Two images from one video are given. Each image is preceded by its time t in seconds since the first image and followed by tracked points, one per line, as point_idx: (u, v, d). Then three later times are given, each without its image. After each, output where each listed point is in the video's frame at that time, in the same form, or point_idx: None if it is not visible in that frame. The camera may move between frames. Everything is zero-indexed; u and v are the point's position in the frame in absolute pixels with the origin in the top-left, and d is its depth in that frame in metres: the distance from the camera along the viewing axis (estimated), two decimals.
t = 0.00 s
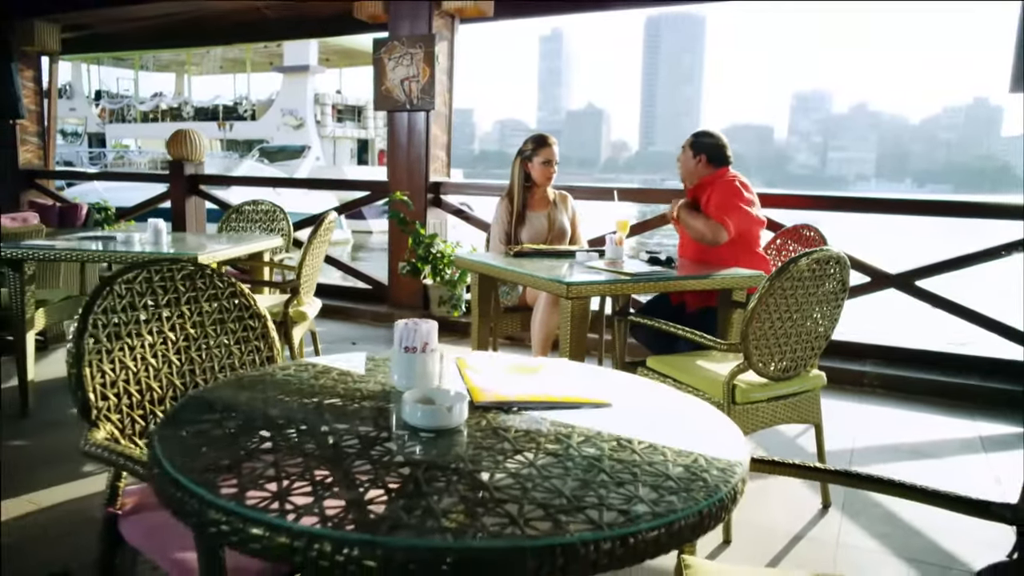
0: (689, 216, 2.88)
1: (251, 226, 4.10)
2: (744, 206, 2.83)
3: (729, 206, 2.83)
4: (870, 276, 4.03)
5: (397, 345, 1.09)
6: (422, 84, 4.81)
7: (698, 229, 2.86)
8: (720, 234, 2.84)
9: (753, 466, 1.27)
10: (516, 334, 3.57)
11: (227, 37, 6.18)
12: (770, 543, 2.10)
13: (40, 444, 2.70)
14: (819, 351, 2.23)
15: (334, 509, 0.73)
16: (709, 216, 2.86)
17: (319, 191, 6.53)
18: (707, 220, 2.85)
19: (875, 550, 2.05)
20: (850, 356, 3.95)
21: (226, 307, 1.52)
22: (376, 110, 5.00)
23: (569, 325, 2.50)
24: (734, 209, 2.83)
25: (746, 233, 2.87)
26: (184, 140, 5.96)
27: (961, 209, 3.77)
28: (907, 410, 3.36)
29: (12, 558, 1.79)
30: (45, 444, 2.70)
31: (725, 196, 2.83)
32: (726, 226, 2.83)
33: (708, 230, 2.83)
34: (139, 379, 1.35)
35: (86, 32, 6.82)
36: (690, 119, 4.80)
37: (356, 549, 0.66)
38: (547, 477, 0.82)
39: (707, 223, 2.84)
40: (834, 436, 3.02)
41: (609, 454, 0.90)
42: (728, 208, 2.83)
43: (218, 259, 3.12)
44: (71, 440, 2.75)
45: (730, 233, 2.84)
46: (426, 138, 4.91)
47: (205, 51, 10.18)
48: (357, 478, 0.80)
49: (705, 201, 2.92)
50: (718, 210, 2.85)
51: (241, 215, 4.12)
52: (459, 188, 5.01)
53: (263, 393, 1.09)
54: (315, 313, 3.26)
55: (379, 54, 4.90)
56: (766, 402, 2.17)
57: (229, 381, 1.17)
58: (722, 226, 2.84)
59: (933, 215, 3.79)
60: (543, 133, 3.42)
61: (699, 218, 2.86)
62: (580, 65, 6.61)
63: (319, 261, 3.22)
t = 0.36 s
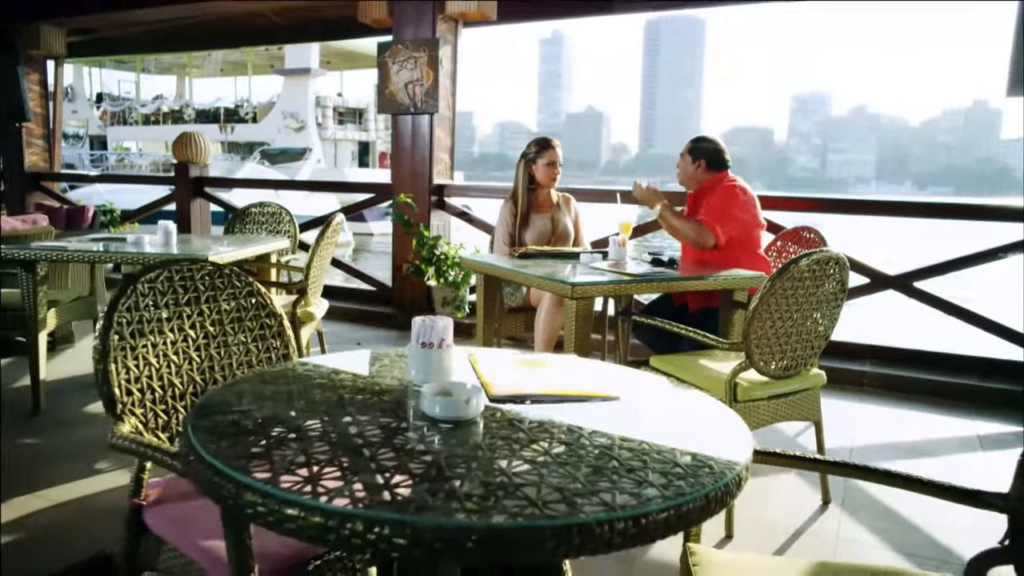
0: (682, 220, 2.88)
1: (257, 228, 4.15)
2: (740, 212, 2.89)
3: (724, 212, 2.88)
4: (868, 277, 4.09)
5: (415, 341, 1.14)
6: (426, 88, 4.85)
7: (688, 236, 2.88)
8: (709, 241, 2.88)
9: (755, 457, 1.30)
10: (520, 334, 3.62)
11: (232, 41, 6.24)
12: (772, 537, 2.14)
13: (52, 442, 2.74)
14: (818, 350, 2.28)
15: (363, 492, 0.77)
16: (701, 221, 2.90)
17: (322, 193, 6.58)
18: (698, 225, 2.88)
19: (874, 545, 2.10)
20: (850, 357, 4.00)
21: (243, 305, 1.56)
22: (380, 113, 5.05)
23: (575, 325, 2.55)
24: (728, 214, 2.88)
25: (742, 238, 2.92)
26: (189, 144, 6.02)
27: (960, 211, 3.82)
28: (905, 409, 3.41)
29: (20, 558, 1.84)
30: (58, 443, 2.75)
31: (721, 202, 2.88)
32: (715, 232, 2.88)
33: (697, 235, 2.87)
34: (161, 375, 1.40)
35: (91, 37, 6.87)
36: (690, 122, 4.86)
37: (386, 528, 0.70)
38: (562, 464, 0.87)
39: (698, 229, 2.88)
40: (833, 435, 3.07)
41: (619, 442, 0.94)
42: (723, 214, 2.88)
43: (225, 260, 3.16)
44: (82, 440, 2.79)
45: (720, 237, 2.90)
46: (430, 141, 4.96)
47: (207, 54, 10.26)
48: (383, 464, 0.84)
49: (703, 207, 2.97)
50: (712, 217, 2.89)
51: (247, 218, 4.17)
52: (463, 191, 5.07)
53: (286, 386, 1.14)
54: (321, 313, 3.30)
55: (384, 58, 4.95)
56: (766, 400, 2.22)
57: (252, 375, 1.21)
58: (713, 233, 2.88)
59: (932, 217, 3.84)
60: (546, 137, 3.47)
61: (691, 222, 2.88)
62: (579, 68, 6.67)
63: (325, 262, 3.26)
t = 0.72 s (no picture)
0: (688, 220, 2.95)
1: (264, 229, 4.20)
2: (741, 208, 2.96)
3: (726, 205, 2.94)
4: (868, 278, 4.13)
5: (432, 336, 1.19)
6: (430, 90, 4.91)
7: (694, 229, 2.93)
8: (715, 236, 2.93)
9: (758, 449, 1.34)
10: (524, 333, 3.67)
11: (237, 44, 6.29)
12: (772, 532, 2.19)
13: (65, 440, 2.79)
14: (818, 348, 2.33)
15: (390, 476, 0.82)
16: (706, 214, 2.94)
17: (324, 194, 6.63)
18: (704, 218, 2.92)
19: (872, 539, 2.14)
20: (850, 356, 4.05)
21: (260, 304, 1.61)
22: (384, 115, 5.10)
23: (579, 324, 2.59)
24: (731, 207, 2.94)
25: (744, 234, 2.96)
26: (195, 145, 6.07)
27: (958, 212, 3.87)
28: (904, 408, 3.45)
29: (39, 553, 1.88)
30: (71, 440, 2.79)
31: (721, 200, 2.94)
32: (722, 224, 2.92)
33: (706, 226, 2.91)
34: (182, 370, 1.45)
35: (96, 39, 6.91)
36: (692, 124, 4.90)
37: (413, 508, 0.75)
38: (574, 451, 0.91)
39: (705, 220, 2.92)
40: (834, 433, 3.11)
41: (628, 433, 0.99)
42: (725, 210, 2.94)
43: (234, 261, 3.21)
44: (93, 437, 2.83)
45: (726, 229, 2.93)
46: (434, 143, 5.01)
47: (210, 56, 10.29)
48: (406, 451, 0.89)
49: (704, 204, 3.02)
50: (716, 210, 2.94)
51: (253, 219, 4.22)
52: (466, 193, 5.13)
53: (307, 380, 1.19)
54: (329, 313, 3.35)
55: (388, 60, 5.00)
56: (767, 397, 2.26)
57: (273, 370, 1.26)
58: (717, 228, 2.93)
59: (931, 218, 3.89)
60: (550, 139, 3.52)
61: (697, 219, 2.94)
62: (580, 69, 6.72)
63: (332, 262, 3.30)
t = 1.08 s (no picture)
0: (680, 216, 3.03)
1: (270, 230, 4.25)
2: (741, 214, 3.00)
3: (722, 212, 3.00)
4: (867, 279, 4.19)
5: (446, 332, 1.24)
6: (433, 93, 4.96)
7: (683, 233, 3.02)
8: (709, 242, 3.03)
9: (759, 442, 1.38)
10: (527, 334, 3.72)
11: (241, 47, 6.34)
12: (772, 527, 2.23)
13: (77, 438, 2.83)
14: (818, 348, 2.37)
15: (414, 463, 0.86)
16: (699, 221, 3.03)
17: (328, 196, 6.68)
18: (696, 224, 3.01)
19: (871, 535, 2.18)
20: (850, 357, 4.09)
21: (276, 303, 1.66)
22: (388, 118, 5.15)
23: (583, 324, 2.64)
24: (728, 214, 3.00)
25: (744, 239, 3.01)
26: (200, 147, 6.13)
27: (957, 215, 3.92)
28: (903, 407, 3.50)
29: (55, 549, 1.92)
30: (83, 438, 2.83)
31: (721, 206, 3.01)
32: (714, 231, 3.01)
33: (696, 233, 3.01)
34: (203, 367, 1.49)
35: (100, 43, 6.95)
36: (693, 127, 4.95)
37: (437, 492, 0.80)
38: (585, 440, 0.96)
39: (696, 227, 3.01)
40: (834, 432, 3.16)
41: (637, 425, 1.04)
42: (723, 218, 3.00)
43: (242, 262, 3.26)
44: (105, 435, 2.88)
45: (719, 236, 3.02)
46: (437, 146, 5.06)
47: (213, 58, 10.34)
48: (427, 440, 0.94)
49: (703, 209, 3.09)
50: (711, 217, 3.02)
51: (259, 221, 4.28)
52: (469, 195, 5.19)
53: (326, 375, 1.24)
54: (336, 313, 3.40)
55: (393, 64, 5.04)
56: (768, 395, 2.31)
57: (293, 365, 1.31)
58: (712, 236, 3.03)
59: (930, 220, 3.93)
60: (554, 142, 3.57)
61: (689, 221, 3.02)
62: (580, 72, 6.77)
63: (339, 263, 3.35)
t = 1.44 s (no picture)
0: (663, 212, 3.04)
1: (276, 231, 4.30)
2: (738, 213, 3.05)
3: (718, 212, 3.03)
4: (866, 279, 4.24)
5: (460, 328, 1.29)
6: (437, 95, 5.00)
7: (667, 229, 3.05)
8: (703, 239, 3.06)
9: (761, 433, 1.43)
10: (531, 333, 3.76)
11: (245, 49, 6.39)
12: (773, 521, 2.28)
13: (91, 435, 2.88)
14: (818, 346, 2.42)
15: (437, 450, 0.91)
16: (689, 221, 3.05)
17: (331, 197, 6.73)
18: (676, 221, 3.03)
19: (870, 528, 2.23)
20: (850, 356, 4.14)
21: (291, 300, 1.71)
22: (393, 119, 5.19)
23: (587, 323, 2.69)
24: (724, 214, 3.03)
25: (741, 238, 3.08)
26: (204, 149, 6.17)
27: (957, 216, 3.96)
28: (903, 406, 3.55)
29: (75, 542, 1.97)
30: (95, 436, 2.88)
31: (720, 204, 3.02)
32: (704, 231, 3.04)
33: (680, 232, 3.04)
34: (222, 362, 1.54)
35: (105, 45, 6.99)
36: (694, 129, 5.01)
37: (461, 475, 0.85)
38: (597, 429, 1.01)
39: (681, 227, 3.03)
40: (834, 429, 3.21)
41: (646, 416, 1.09)
42: (720, 218, 3.03)
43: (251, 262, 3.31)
44: (118, 432, 2.92)
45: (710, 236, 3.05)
46: (441, 147, 5.11)
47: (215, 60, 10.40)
48: (448, 429, 0.99)
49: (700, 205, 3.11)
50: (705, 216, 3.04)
51: (266, 222, 4.33)
52: (473, 196, 5.25)
53: (346, 369, 1.29)
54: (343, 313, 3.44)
55: (397, 66, 5.08)
56: (769, 392, 2.36)
57: (313, 359, 1.36)
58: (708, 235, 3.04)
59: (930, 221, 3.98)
60: (558, 144, 3.61)
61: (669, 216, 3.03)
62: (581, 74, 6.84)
63: (346, 263, 3.39)
